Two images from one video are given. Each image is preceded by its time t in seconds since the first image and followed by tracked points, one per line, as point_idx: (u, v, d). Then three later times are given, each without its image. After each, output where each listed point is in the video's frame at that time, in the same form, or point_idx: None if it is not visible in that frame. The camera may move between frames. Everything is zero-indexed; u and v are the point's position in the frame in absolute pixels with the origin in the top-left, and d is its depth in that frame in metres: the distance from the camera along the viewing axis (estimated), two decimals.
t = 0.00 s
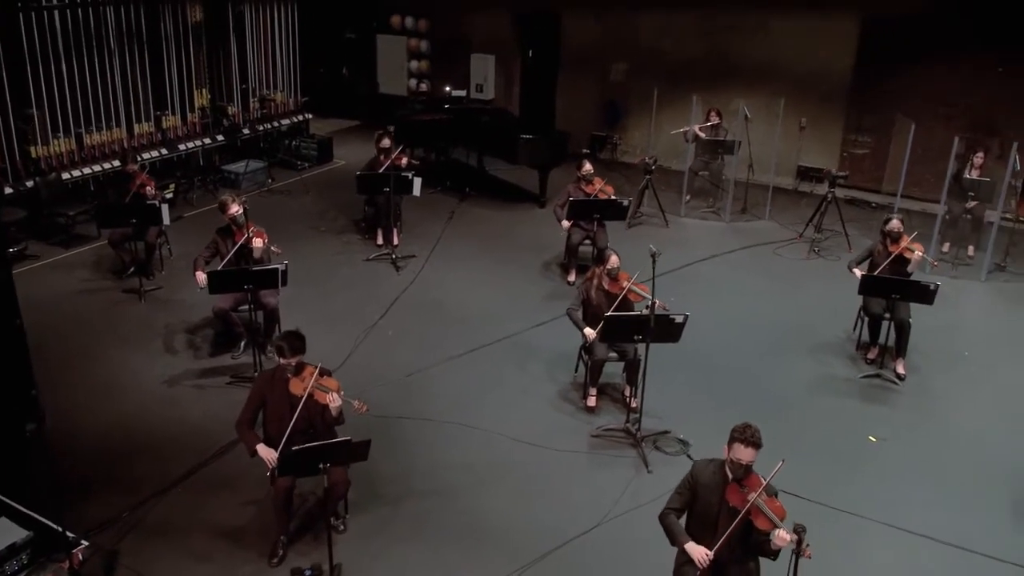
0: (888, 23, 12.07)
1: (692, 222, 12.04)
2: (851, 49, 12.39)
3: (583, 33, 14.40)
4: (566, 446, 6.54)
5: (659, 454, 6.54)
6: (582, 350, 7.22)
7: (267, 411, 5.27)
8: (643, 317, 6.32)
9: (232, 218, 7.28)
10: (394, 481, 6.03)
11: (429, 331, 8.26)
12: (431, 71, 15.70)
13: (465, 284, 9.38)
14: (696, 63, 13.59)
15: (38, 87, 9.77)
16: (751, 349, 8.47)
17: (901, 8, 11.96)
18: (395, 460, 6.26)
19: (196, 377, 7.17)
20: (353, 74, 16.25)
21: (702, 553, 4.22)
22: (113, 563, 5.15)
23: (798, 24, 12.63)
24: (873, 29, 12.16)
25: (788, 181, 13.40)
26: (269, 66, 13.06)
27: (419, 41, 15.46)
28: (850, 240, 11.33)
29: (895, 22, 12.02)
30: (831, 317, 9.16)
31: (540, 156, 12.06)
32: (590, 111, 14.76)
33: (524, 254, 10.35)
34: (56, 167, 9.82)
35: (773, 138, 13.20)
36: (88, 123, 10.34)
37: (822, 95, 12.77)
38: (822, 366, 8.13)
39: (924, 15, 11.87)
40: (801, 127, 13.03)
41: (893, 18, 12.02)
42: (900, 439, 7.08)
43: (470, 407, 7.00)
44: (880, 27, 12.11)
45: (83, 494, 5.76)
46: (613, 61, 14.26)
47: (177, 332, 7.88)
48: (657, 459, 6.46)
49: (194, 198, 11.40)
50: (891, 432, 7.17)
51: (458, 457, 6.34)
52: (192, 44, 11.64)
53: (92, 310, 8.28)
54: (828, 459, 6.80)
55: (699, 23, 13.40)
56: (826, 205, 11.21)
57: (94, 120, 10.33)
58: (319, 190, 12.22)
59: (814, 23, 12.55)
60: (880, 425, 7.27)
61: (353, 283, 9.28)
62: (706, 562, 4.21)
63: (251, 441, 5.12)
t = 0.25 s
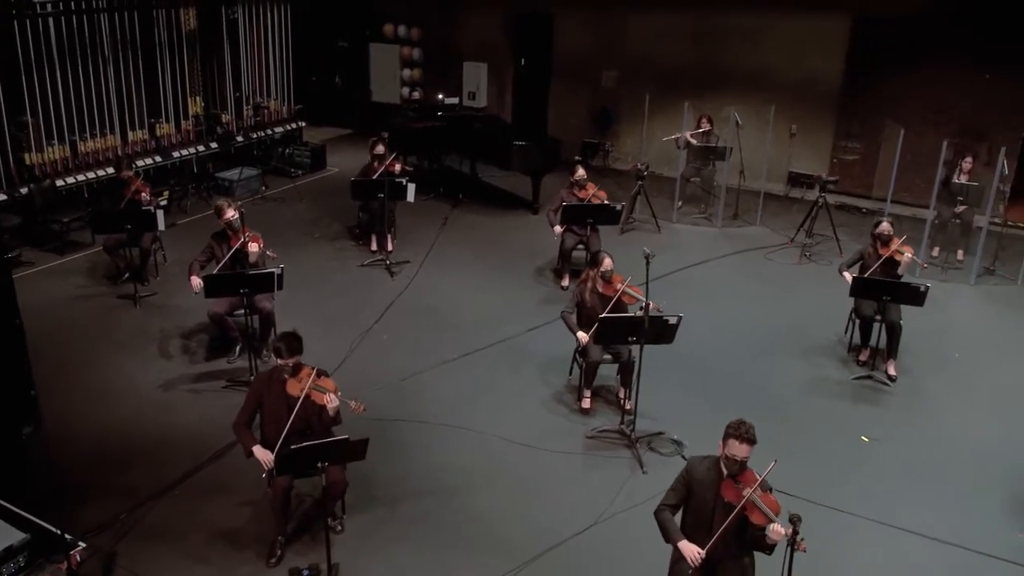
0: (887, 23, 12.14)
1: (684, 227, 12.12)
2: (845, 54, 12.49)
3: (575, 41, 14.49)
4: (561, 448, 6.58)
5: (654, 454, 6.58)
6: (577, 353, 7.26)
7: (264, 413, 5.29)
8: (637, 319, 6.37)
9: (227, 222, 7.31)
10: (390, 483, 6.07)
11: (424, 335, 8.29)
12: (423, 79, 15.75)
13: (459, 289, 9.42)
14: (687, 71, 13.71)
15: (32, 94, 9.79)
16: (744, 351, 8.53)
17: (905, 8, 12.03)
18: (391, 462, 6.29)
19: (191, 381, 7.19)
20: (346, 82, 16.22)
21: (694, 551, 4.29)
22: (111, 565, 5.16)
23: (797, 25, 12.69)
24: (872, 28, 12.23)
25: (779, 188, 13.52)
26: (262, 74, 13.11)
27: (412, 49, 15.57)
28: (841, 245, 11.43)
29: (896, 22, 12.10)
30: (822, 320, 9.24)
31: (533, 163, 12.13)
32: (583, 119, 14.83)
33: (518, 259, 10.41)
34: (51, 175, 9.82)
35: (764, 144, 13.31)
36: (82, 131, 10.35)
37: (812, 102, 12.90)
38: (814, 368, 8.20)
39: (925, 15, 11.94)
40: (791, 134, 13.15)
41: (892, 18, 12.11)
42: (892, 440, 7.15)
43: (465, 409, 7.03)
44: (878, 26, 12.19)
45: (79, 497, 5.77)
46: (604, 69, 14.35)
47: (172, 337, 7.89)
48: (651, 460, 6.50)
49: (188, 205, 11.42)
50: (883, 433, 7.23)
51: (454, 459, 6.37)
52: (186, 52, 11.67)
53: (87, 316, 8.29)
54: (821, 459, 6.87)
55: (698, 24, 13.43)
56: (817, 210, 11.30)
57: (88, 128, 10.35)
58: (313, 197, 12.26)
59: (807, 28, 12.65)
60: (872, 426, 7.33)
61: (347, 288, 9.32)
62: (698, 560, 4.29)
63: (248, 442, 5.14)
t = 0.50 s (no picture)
0: (885, 23, 12.22)
1: (678, 234, 12.20)
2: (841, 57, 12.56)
3: (569, 51, 14.59)
4: (558, 449, 6.62)
5: (651, 455, 6.62)
6: (573, 356, 7.31)
7: (264, 414, 5.32)
8: (634, 320, 6.43)
9: (226, 228, 7.35)
10: (390, 485, 6.10)
11: (421, 340, 8.33)
12: (418, 89, 15.83)
13: (456, 295, 9.47)
14: (680, 79, 13.82)
15: (30, 103, 9.83)
16: (739, 355, 8.59)
17: (904, 9, 12.09)
18: (390, 464, 6.32)
19: (190, 386, 7.21)
20: (342, 92, 16.44)
21: (689, 549, 4.35)
22: (112, 566, 5.18)
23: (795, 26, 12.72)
24: (869, 29, 12.30)
25: (772, 195, 13.62)
26: (257, 84, 13.17)
27: (407, 59, 15.64)
28: (834, 251, 11.52)
29: (894, 23, 12.18)
30: (816, 324, 9.31)
31: (527, 171, 12.21)
32: (577, 127, 14.91)
33: (514, 265, 10.46)
34: (48, 183, 9.80)
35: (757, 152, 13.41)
36: (79, 139, 10.39)
37: (804, 110, 13.01)
38: (808, 371, 8.27)
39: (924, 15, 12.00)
40: (784, 141, 13.26)
41: (889, 19, 12.18)
42: (887, 440, 7.21)
43: (462, 412, 7.07)
44: (876, 26, 12.26)
45: (79, 500, 5.79)
46: (598, 78, 14.44)
47: (170, 343, 7.92)
48: (649, 461, 6.54)
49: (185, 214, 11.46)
50: (877, 433, 7.30)
51: (452, 461, 6.40)
52: (183, 61, 11.73)
53: (84, 323, 8.31)
54: (816, 460, 6.92)
55: (697, 22, 13.46)
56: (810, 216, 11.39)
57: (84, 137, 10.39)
58: (309, 205, 12.32)
59: (800, 35, 12.76)
60: (867, 427, 7.40)
61: (344, 294, 9.35)
62: (693, 558, 4.35)
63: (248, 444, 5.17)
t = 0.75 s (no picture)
0: (884, 23, 12.28)
1: (676, 239, 12.26)
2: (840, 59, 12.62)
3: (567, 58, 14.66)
4: (559, 449, 6.66)
5: (651, 455, 6.66)
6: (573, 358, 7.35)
7: (267, 413, 5.36)
8: (635, 321, 6.47)
9: (228, 231, 7.40)
10: (392, 484, 6.14)
11: (421, 343, 8.37)
12: (417, 96, 15.91)
13: (456, 298, 9.51)
14: (678, 86, 13.91)
15: (31, 109, 9.88)
16: (738, 357, 8.64)
17: (904, 9, 12.15)
18: (392, 464, 6.36)
19: (192, 388, 7.25)
20: (340, 100, 16.46)
21: (686, 545, 4.43)
22: (116, 564, 5.21)
23: (796, 24, 12.75)
24: (869, 29, 12.36)
25: (770, 200, 13.69)
26: (258, 91, 13.24)
27: (406, 66, 15.74)
28: (831, 255, 11.58)
29: (894, 23, 12.24)
30: (814, 326, 9.36)
31: (526, 176, 12.27)
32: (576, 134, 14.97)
33: (514, 270, 10.51)
34: (49, 188, 9.90)
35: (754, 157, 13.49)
36: (80, 145, 10.44)
37: (801, 116, 13.10)
38: (807, 373, 8.31)
39: (924, 15, 12.07)
40: (781, 147, 13.33)
41: (889, 19, 12.25)
42: (885, 440, 7.27)
43: (463, 413, 7.10)
44: (876, 26, 12.32)
45: (82, 501, 5.82)
46: (596, 84, 14.51)
47: (172, 346, 7.95)
48: (649, 461, 6.58)
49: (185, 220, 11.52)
50: (876, 434, 7.35)
51: (453, 461, 6.44)
52: (183, 68, 11.78)
53: (86, 326, 8.35)
54: (815, 460, 6.97)
55: (697, 22, 13.50)
56: (808, 220, 11.46)
57: (86, 143, 10.43)
58: (309, 211, 12.37)
59: (797, 41, 12.85)
60: (865, 428, 7.45)
61: (345, 298, 9.40)
62: (690, 554, 4.42)
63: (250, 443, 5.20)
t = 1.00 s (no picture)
0: (885, 23, 12.35)
1: (676, 244, 12.32)
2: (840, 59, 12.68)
3: (567, 65, 14.73)
4: (561, 449, 6.70)
5: (652, 455, 6.70)
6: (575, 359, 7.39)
7: (272, 411, 5.40)
8: (636, 321, 6.51)
9: (232, 233, 7.45)
10: (396, 483, 6.18)
11: (423, 346, 8.41)
12: (417, 104, 16.01)
13: (457, 302, 9.56)
14: (677, 93, 14.00)
15: (35, 115, 9.96)
16: (738, 359, 8.70)
17: (904, 9, 12.21)
18: (396, 464, 6.40)
19: (196, 389, 7.29)
20: (341, 107, 16.55)
21: (685, 541, 4.44)
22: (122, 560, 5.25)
23: (797, 22, 12.81)
24: (869, 29, 12.43)
25: (769, 206, 13.76)
26: (260, 98, 13.33)
27: (406, 74, 15.83)
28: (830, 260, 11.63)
29: (894, 23, 12.30)
30: (814, 329, 9.41)
31: (527, 182, 12.34)
32: (576, 141, 15.03)
33: (515, 274, 10.56)
34: (53, 194, 9.98)
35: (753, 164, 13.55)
36: (84, 151, 10.51)
37: (800, 123, 13.18)
38: (807, 375, 8.36)
39: (924, 14, 12.12)
40: (780, 153, 13.41)
41: (889, 19, 12.31)
42: (885, 440, 7.32)
43: (466, 414, 7.14)
44: (876, 26, 12.39)
45: (88, 499, 5.86)
46: (596, 92, 14.60)
47: (175, 348, 8.00)
48: (651, 460, 6.62)
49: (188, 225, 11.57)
50: (876, 434, 7.40)
51: (456, 461, 6.48)
52: (186, 75, 11.88)
53: (90, 329, 8.40)
54: (816, 460, 7.00)
55: (697, 25, 13.60)
56: (807, 225, 11.52)
57: (90, 148, 10.51)
58: (311, 217, 12.43)
59: (795, 47, 12.94)
60: (865, 428, 7.49)
61: (347, 302, 9.45)
62: (689, 550, 4.44)
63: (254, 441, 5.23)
